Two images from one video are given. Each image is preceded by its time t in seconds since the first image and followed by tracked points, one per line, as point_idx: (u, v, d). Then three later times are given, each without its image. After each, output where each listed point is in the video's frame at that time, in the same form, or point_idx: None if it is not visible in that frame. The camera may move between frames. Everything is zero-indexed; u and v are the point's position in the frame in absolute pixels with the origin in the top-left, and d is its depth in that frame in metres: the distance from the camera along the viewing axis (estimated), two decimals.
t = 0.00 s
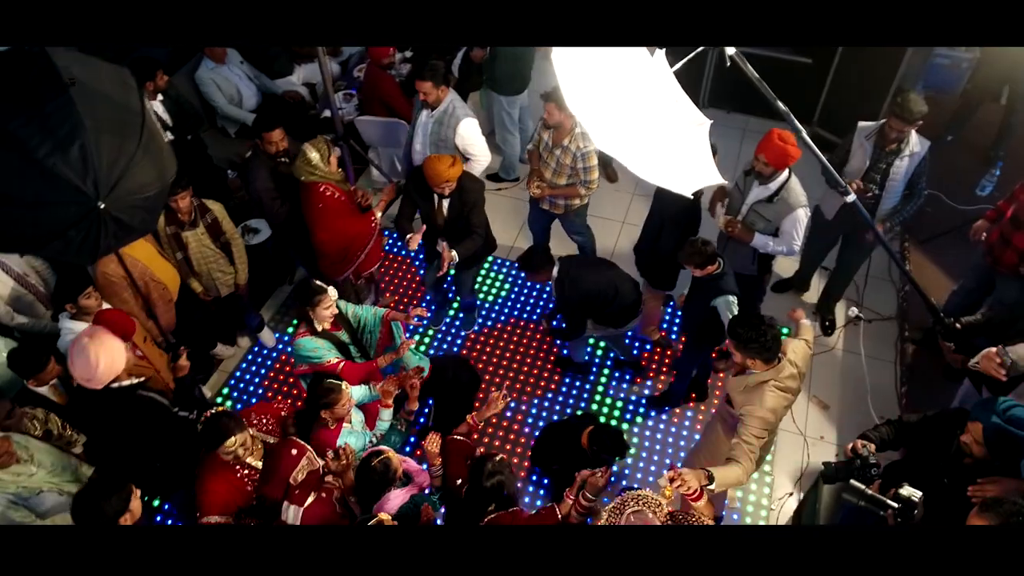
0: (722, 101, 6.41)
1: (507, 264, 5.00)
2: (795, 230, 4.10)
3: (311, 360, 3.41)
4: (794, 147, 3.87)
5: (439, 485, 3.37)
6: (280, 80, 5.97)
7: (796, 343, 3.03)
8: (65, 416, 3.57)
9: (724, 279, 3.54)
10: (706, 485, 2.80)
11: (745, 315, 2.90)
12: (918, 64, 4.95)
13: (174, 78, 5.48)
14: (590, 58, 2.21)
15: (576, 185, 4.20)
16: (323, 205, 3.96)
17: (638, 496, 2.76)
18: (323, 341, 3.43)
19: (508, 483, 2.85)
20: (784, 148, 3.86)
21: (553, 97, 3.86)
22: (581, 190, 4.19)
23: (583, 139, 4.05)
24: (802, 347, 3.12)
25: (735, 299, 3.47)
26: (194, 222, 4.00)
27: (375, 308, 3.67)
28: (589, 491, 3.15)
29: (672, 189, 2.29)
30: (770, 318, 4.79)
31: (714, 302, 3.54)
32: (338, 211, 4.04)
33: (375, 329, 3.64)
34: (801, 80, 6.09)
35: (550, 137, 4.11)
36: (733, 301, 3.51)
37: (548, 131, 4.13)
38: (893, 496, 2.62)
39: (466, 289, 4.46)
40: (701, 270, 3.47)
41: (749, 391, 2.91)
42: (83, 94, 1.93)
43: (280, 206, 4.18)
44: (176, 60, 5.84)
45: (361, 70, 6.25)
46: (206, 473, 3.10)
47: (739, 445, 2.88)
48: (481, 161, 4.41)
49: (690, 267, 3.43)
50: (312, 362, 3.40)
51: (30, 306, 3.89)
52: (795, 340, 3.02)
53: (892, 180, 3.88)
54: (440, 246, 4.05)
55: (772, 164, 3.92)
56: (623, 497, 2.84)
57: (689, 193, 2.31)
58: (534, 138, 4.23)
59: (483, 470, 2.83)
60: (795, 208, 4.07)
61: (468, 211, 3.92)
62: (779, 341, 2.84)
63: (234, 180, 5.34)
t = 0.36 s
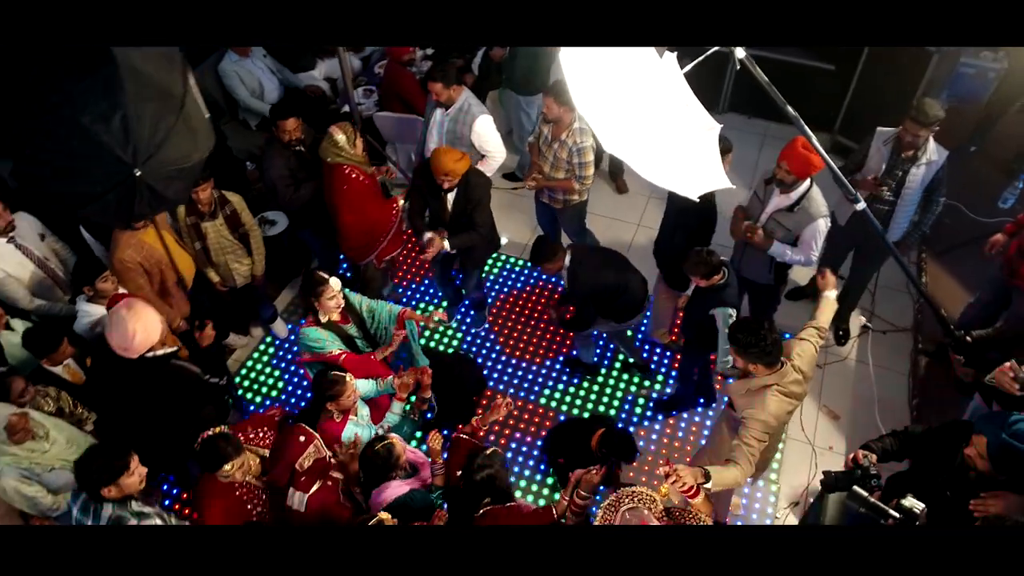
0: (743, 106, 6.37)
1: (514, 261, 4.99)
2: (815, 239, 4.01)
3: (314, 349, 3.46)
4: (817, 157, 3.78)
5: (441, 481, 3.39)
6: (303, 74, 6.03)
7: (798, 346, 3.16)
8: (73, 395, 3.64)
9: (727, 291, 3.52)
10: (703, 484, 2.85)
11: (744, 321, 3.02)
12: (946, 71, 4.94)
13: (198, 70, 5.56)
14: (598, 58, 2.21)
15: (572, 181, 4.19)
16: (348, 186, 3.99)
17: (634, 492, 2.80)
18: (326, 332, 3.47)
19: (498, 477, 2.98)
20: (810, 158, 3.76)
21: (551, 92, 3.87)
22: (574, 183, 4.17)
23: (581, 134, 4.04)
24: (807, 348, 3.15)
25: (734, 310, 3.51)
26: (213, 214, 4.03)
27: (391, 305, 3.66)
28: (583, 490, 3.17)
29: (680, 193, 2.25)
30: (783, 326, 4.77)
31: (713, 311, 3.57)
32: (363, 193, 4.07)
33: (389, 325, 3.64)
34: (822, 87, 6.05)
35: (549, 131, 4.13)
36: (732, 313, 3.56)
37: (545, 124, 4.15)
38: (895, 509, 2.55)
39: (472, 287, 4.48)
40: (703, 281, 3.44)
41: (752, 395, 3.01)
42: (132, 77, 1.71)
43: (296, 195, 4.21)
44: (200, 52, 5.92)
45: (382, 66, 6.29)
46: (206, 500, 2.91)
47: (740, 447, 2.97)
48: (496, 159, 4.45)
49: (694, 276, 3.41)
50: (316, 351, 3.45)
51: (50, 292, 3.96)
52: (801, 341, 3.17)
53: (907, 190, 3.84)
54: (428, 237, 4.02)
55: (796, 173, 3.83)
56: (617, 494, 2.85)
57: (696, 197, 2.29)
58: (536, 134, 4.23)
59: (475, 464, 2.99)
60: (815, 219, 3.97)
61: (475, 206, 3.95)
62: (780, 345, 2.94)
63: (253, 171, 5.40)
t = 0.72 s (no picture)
0: (765, 112, 6.31)
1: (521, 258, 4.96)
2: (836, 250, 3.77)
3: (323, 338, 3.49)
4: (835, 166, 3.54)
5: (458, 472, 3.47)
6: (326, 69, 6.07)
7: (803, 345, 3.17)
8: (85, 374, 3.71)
9: (731, 299, 3.49)
10: (703, 485, 2.90)
11: (745, 327, 3.02)
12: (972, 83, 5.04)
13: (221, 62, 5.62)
14: (607, 58, 2.27)
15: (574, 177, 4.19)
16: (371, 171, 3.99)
17: (634, 493, 2.80)
18: (335, 323, 3.49)
19: (495, 469, 3.02)
20: (830, 165, 3.50)
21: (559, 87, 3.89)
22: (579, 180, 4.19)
23: (584, 131, 4.01)
24: (811, 347, 3.18)
25: (733, 321, 3.46)
26: (234, 204, 4.09)
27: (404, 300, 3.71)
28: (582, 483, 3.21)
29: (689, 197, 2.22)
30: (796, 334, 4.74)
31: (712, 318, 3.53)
32: (386, 179, 4.06)
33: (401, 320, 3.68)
34: (844, 94, 5.98)
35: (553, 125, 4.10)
36: (732, 322, 3.50)
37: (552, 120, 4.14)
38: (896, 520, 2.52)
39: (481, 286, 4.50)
40: (710, 289, 3.42)
41: (756, 399, 3.04)
42: (177, 73, 2.01)
43: (313, 185, 4.23)
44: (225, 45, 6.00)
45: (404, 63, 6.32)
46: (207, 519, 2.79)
47: (744, 450, 3.01)
48: (512, 154, 4.41)
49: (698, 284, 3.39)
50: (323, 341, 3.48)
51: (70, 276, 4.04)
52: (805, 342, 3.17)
53: (925, 198, 3.79)
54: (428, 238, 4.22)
55: (817, 182, 3.58)
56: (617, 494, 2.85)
57: (704, 201, 2.22)
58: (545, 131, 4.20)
59: (471, 456, 3.03)
60: (836, 228, 3.73)
61: (483, 201, 3.96)
62: (781, 351, 2.94)
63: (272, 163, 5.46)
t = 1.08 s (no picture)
0: (788, 118, 6.26)
1: (533, 257, 4.97)
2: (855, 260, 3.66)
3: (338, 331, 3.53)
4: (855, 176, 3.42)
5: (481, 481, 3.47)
6: (349, 64, 6.07)
7: (802, 351, 3.18)
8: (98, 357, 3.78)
9: (734, 301, 3.47)
10: (714, 487, 2.89)
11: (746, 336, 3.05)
12: (1001, 93, 5.19)
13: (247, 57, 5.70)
14: (621, 59, 2.20)
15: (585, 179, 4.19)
16: (398, 160, 4.05)
17: (635, 496, 2.83)
18: (348, 314, 3.53)
19: (507, 468, 3.13)
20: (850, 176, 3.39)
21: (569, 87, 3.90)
22: (589, 180, 4.15)
23: (595, 130, 4.07)
24: (813, 352, 3.19)
25: (735, 324, 3.46)
26: (258, 193, 4.13)
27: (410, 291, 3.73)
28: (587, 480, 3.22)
29: (701, 201, 2.24)
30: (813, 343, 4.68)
31: (715, 319, 3.52)
32: (408, 168, 4.10)
33: (407, 311, 3.70)
34: (870, 102, 5.92)
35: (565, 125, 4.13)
36: (734, 325, 3.49)
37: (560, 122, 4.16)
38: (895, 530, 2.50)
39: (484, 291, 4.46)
40: (714, 291, 3.43)
41: (758, 407, 3.04)
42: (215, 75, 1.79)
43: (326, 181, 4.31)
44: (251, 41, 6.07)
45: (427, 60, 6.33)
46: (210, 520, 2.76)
47: (751, 459, 3.01)
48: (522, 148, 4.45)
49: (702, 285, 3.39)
50: (338, 332, 3.52)
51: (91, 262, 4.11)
52: (801, 347, 3.19)
53: (945, 205, 3.73)
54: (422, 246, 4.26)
55: (835, 194, 3.47)
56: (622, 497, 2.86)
57: (717, 205, 2.27)
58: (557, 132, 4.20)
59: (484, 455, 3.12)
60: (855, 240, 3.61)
61: (495, 196, 3.98)
62: (781, 359, 2.94)
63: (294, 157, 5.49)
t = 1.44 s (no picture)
0: (811, 126, 6.20)
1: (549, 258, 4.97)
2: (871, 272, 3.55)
3: (349, 326, 3.54)
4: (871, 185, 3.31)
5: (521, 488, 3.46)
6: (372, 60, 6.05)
7: (803, 353, 3.13)
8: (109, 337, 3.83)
9: (740, 300, 3.44)
10: (728, 492, 2.94)
11: (747, 342, 3.00)
12: None
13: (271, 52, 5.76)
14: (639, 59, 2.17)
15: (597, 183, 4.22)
16: (424, 158, 4.00)
17: (649, 500, 2.84)
18: (359, 309, 3.53)
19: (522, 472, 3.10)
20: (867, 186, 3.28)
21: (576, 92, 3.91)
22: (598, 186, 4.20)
23: (601, 136, 4.07)
24: (813, 352, 3.14)
25: (740, 321, 3.44)
26: (276, 186, 4.17)
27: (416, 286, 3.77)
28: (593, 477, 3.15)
29: (714, 203, 2.23)
30: (825, 353, 4.63)
31: (720, 317, 3.50)
32: (435, 166, 4.06)
33: (414, 305, 3.72)
34: (893, 111, 5.85)
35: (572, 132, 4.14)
36: (739, 325, 3.48)
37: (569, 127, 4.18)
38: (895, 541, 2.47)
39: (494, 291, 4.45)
40: (722, 287, 3.40)
41: (765, 414, 3.02)
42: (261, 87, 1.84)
43: (344, 178, 4.36)
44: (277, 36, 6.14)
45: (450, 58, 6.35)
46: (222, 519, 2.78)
47: (763, 468, 3.04)
48: (532, 142, 4.43)
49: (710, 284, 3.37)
50: (350, 328, 3.53)
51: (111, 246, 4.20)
52: (803, 346, 3.14)
53: (963, 213, 3.68)
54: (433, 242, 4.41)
55: (852, 203, 3.36)
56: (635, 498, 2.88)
57: (729, 208, 2.25)
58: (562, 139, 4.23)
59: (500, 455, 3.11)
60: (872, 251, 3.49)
61: (510, 192, 3.99)
62: (782, 366, 2.92)
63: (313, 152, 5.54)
